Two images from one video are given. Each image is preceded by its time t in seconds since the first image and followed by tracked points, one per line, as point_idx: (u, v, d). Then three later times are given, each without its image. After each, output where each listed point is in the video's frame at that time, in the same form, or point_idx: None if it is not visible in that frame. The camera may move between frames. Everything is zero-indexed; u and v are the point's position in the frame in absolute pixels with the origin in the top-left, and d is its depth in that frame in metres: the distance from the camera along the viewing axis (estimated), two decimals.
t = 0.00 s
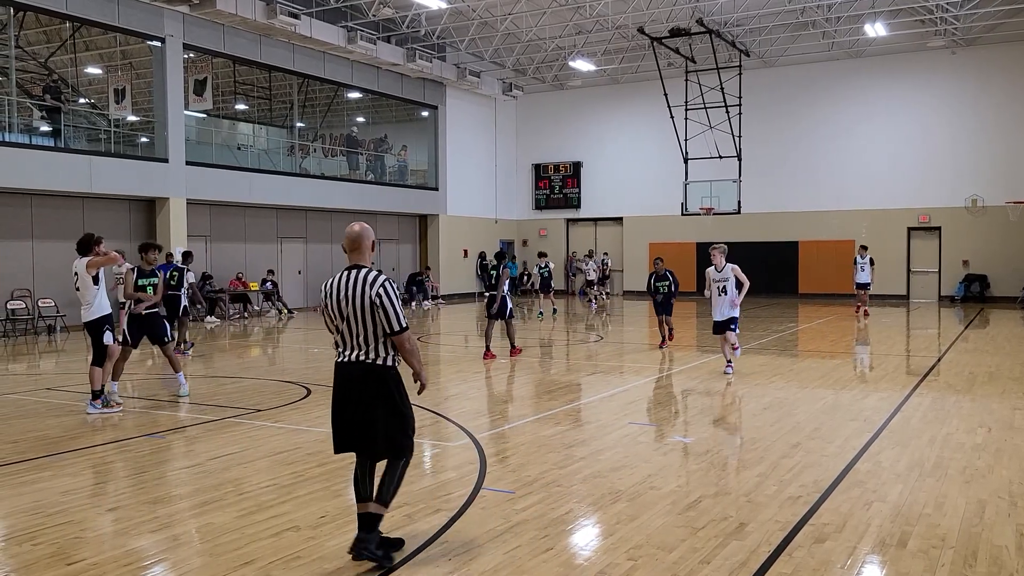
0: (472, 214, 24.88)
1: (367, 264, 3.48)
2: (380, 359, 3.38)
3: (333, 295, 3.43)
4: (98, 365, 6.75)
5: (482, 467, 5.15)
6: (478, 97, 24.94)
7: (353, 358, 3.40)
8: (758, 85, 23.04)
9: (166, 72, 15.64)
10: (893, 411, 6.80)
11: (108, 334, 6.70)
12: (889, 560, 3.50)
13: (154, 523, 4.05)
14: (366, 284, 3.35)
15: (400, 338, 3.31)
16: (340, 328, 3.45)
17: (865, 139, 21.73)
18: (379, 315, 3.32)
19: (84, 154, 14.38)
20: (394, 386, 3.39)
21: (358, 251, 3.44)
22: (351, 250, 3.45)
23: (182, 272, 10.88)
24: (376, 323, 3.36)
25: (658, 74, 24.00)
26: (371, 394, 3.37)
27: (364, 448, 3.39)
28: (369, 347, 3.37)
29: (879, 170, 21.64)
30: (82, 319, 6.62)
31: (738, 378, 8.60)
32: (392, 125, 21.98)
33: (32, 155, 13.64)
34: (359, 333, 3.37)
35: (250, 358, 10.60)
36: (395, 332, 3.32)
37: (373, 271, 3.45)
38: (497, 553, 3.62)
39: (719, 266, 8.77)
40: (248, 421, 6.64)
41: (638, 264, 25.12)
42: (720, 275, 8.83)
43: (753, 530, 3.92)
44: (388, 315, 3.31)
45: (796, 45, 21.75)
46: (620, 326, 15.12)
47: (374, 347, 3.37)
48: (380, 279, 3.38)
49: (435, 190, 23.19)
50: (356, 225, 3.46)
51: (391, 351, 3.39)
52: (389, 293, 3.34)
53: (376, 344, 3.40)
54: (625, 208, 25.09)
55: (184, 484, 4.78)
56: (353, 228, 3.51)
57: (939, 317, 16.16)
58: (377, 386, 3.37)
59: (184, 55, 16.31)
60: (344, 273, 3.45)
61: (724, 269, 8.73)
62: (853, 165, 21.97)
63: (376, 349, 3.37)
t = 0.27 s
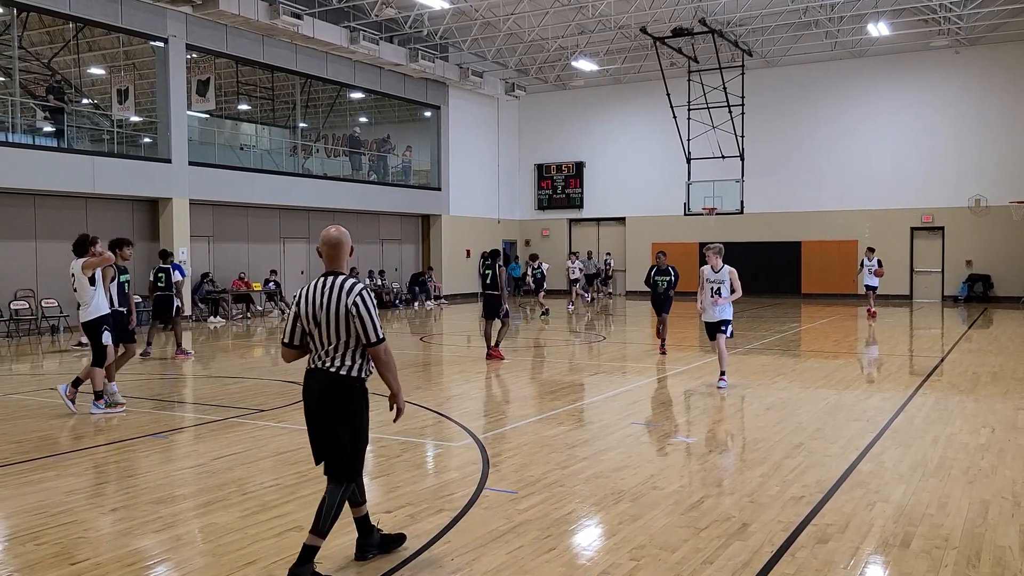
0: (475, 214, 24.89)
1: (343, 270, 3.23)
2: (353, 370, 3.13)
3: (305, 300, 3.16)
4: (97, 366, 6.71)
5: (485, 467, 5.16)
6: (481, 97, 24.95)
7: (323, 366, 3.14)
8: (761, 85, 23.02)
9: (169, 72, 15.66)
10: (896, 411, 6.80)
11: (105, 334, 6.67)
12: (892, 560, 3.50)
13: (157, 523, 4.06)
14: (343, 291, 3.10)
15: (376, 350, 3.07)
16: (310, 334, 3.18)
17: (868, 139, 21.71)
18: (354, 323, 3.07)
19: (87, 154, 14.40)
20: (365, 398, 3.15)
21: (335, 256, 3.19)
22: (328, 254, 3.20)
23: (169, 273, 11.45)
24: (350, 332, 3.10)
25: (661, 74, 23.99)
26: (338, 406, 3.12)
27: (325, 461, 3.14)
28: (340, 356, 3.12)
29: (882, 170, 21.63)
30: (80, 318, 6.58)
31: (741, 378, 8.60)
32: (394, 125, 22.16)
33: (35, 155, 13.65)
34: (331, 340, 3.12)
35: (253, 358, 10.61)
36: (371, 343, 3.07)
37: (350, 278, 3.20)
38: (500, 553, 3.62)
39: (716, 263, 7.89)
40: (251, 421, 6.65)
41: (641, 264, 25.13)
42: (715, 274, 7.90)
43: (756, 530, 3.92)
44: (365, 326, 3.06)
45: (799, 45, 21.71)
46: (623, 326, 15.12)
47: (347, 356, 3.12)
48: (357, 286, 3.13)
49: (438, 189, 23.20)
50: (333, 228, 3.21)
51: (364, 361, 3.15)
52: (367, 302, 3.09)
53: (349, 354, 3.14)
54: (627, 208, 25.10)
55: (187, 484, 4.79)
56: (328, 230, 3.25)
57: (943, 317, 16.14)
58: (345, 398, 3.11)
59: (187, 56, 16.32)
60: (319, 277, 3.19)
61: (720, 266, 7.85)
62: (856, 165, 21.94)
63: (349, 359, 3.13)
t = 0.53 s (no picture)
0: (478, 214, 24.89)
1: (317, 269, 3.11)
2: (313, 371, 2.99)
3: (272, 294, 3.06)
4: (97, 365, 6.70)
5: (487, 467, 5.16)
6: (483, 97, 24.95)
7: (285, 366, 3.03)
8: (764, 85, 23.01)
9: (172, 72, 15.65)
10: (899, 411, 6.80)
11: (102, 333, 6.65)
12: (895, 561, 3.50)
13: (160, 523, 4.07)
14: (309, 289, 2.98)
15: (329, 353, 2.87)
16: (274, 330, 3.08)
17: (870, 138, 21.68)
18: (313, 322, 2.92)
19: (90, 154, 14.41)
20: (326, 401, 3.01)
21: (310, 253, 3.09)
22: (303, 251, 3.10)
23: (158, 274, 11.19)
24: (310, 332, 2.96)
25: (664, 74, 23.98)
26: (300, 408, 3.00)
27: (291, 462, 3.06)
28: (302, 356, 3.00)
29: (885, 169, 21.61)
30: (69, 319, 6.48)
31: (744, 378, 8.59)
32: (396, 125, 22.10)
33: (38, 155, 13.66)
34: (292, 339, 3.01)
35: (256, 358, 10.60)
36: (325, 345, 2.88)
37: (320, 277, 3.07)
38: (502, 553, 3.62)
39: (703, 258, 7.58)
40: (254, 421, 6.65)
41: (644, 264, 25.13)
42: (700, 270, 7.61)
43: (759, 530, 3.92)
44: (321, 327, 2.88)
45: (801, 45, 21.68)
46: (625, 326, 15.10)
47: (307, 358, 2.99)
48: (324, 284, 2.99)
49: (441, 189, 23.19)
50: (310, 223, 3.12)
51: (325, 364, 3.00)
52: (331, 304, 2.93)
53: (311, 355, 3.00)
54: (629, 208, 25.10)
55: (190, 484, 4.79)
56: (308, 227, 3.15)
57: (946, 317, 16.14)
58: (307, 399, 2.99)
59: (190, 56, 16.32)
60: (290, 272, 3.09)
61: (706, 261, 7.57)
62: (859, 164, 21.91)
63: (309, 360, 2.99)
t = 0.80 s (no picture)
0: (481, 215, 24.90)
1: (280, 270, 2.93)
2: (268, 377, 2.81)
3: (233, 296, 2.90)
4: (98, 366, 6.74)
5: (490, 467, 5.16)
6: (486, 97, 24.95)
7: (244, 370, 2.87)
8: (767, 85, 22.98)
9: (175, 72, 15.67)
10: (902, 411, 6.79)
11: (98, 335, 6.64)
12: (898, 561, 3.49)
13: (163, 523, 4.07)
14: (265, 290, 2.81)
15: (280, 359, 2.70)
16: (235, 335, 2.92)
17: (873, 138, 21.65)
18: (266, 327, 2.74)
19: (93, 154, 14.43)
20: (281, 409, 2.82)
21: (271, 253, 2.90)
22: (265, 250, 2.91)
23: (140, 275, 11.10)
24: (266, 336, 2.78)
25: (666, 74, 23.97)
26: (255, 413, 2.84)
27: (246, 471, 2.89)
28: (259, 360, 2.84)
29: (888, 169, 21.58)
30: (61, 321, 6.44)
31: (747, 378, 8.59)
32: (400, 125, 22.23)
33: (42, 155, 13.67)
34: (252, 343, 2.84)
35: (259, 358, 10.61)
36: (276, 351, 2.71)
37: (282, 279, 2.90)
38: (505, 553, 3.62)
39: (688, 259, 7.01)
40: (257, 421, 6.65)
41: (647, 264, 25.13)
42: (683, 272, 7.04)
43: (762, 530, 3.92)
44: (273, 329, 2.72)
45: (804, 45, 21.65)
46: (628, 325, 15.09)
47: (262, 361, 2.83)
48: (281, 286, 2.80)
49: (443, 189, 23.19)
50: (273, 221, 2.93)
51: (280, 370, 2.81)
52: (287, 305, 2.76)
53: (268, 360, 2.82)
54: (632, 208, 25.09)
55: (194, 484, 4.80)
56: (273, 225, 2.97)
57: (949, 317, 16.12)
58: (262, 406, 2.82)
59: (194, 56, 16.35)
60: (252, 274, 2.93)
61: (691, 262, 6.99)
62: (862, 164, 21.89)
63: (264, 364, 2.83)
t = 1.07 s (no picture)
0: (484, 215, 24.90)
1: (232, 269, 2.79)
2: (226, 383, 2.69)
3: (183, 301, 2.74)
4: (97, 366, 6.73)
5: (493, 467, 5.16)
6: (489, 97, 24.95)
7: (198, 378, 2.72)
8: (770, 85, 22.97)
9: (178, 72, 15.69)
10: (906, 411, 6.78)
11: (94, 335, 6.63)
12: (902, 561, 3.49)
13: (166, 522, 4.08)
14: (217, 292, 2.66)
15: (244, 361, 2.58)
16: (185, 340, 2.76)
17: (877, 137, 21.63)
18: (223, 329, 2.61)
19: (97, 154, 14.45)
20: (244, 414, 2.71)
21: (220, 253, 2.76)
22: (213, 251, 2.77)
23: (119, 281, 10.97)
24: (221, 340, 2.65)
25: (669, 73, 23.96)
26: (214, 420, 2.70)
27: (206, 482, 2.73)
28: (214, 365, 2.69)
29: (891, 169, 21.55)
30: (68, 320, 6.45)
31: (750, 378, 8.58)
32: (403, 125, 22.43)
33: (45, 155, 13.70)
34: (204, 348, 2.69)
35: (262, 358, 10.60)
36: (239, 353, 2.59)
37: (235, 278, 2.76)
38: (508, 553, 3.62)
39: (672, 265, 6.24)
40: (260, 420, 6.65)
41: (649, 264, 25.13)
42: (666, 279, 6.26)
43: (765, 530, 3.92)
44: (231, 332, 2.59)
45: (807, 44, 21.62)
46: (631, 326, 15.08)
47: (218, 366, 2.68)
48: (234, 286, 2.67)
49: (446, 189, 23.19)
50: (219, 221, 2.79)
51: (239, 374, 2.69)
52: (243, 306, 2.63)
53: (224, 365, 2.69)
54: (635, 208, 25.08)
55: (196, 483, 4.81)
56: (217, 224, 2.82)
57: (953, 317, 16.09)
58: (221, 413, 2.69)
59: (197, 56, 16.38)
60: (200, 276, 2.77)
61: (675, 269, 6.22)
62: (866, 163, 21.85)
63: (220, 370, 2.69)
